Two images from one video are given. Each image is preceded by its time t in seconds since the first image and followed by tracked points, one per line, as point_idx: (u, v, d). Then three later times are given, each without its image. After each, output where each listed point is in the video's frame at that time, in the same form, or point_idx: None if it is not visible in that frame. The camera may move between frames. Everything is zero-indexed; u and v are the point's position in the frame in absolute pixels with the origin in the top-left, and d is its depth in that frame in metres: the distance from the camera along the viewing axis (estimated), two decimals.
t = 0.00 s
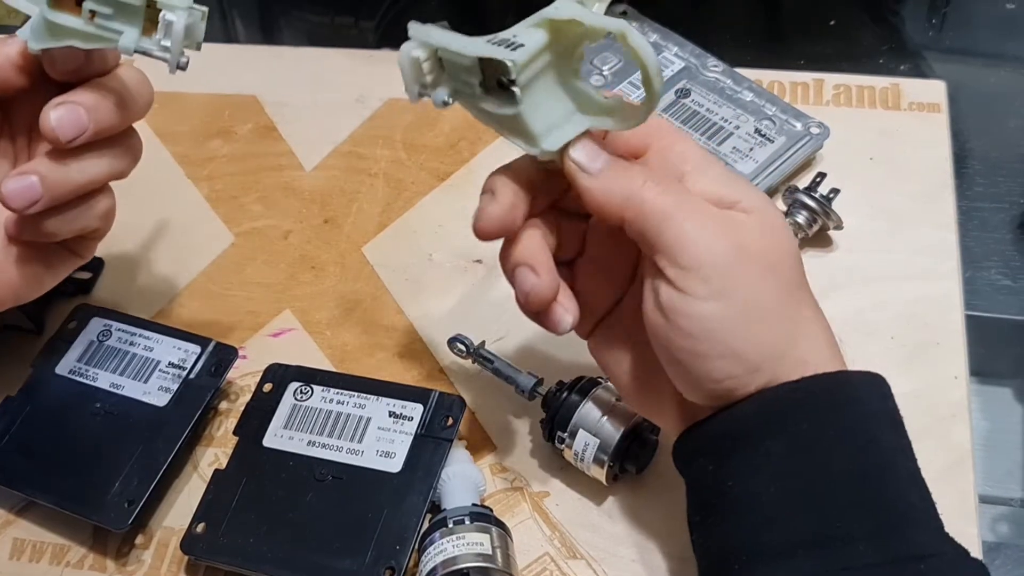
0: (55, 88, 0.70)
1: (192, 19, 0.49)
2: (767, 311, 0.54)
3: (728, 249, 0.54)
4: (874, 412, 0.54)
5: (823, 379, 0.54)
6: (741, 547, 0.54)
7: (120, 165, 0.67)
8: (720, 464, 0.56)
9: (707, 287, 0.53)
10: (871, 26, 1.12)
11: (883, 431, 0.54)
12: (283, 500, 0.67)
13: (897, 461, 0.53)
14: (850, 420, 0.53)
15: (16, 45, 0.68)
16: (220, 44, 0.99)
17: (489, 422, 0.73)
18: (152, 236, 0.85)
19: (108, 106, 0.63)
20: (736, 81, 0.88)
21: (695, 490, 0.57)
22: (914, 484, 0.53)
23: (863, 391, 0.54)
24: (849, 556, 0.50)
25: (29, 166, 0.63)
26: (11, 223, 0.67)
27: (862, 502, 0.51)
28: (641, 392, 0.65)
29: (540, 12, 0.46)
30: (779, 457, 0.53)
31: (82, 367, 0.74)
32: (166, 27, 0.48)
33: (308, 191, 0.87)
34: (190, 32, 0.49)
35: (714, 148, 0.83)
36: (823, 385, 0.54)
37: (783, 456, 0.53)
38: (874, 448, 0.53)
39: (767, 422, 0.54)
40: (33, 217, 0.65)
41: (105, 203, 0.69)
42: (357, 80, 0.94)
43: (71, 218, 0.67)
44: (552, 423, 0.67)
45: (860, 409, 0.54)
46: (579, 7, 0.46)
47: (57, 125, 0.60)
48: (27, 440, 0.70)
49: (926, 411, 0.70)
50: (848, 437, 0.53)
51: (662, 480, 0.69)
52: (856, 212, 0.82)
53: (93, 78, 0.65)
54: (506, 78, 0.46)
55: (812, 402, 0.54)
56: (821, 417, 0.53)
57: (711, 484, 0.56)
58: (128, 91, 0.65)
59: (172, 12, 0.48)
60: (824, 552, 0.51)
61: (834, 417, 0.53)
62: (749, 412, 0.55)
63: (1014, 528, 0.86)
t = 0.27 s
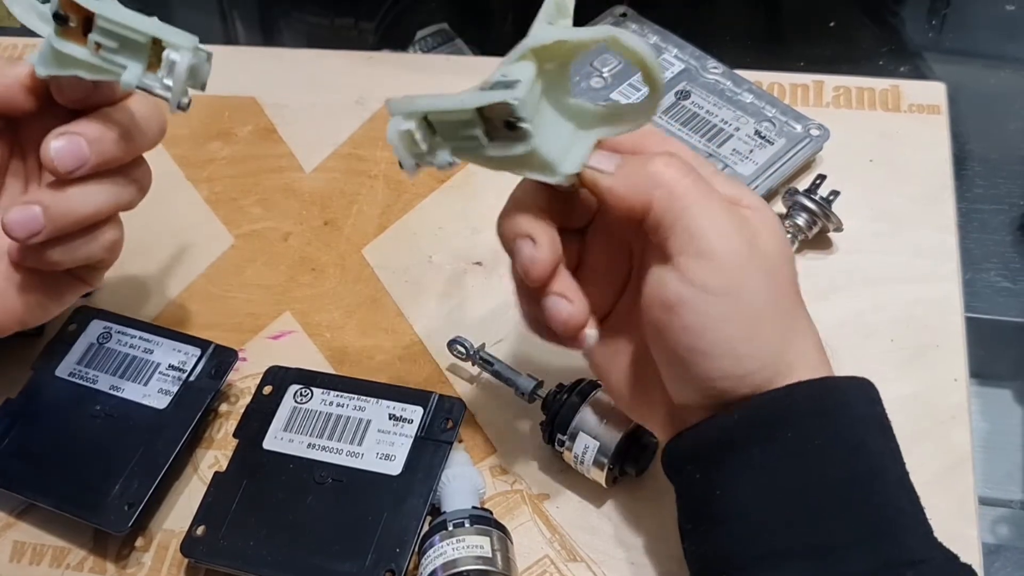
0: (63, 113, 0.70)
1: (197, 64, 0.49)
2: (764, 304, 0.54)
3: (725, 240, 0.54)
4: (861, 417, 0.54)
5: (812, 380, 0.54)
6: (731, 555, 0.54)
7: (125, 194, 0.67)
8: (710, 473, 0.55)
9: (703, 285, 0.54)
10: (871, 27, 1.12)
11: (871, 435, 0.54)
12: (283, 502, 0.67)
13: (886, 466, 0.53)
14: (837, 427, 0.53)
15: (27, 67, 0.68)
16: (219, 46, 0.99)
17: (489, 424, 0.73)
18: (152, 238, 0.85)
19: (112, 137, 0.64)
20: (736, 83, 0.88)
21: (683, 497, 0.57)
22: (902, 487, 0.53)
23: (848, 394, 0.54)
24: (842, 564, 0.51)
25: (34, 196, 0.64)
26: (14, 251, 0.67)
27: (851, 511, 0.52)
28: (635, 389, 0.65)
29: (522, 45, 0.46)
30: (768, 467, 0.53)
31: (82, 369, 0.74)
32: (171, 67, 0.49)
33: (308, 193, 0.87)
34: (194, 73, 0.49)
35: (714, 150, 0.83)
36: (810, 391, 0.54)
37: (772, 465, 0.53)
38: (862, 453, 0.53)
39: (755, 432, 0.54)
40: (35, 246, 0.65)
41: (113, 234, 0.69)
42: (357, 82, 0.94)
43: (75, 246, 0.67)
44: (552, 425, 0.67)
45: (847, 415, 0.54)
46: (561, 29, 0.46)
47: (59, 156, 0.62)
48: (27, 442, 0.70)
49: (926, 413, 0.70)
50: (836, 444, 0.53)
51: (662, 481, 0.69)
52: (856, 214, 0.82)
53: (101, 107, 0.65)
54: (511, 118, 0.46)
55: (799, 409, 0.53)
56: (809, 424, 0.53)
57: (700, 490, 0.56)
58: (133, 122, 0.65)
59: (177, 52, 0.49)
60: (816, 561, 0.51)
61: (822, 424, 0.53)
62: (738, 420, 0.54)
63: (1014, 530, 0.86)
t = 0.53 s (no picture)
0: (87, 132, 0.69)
1: (244, 113, 0.55)
2: (688, 375, 0.54)
3: (649, 305, 0.56)
4: (807, 432, 0.52)
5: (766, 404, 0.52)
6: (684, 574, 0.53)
7: (147, 221, 0.68)
8: (668, 500, 0.54)
9: (616, 340, 0.56)
10: (871, 27, 1.12)
11: (821, 450, 0.52)
12: (283, 504, 0.67)
13: (840, 479, 0.52)
14: (779, 446, 0.52)
15: (56, 89, 0.67)
16: (220, 47, 0.99)
17: (489, 426, 0.73)
18: (152, 239, 0.85)
19: (138, 164, 0.64)
20: (736, 84, 0.88)
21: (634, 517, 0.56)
22: (851, 506, 0.51)
23: (794, 408, 0.53)
24: None
25: (58, 220, 0.64)
26: (34, 272, 0.68)
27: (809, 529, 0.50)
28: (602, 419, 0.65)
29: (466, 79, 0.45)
30: (722, 492, 0.52)
31: (82, 371, 0.74)
32: (220, 113, 0.54)
33: (308, 194, 0.87)
34: (238, 118, 0.55)
35: (714, 151, 0.83)
36: (752, 413, 0.52)
37: (726, 490, 0.52)
38: (815, 469, 0.51)
39: (703, 457, 0.52)
40: (58, 271, 0.67)
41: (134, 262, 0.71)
42: (357, 83, 0.94)
43: (97, 271, 0.69)
44: (552, 427, 0.67)
45: (789, 433, 0.52)
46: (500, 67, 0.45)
47: (82, 181, 0.62)
48: (27, 444, 0.70)
49: (925, 415, 0.70)
50: (786, 463, 0.51)
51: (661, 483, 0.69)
52: (856, 215, 0.82)
53: (127, 132, 0.65)
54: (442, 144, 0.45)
55: (743, 433, 0.52)
56: (751, 445, 0.52)
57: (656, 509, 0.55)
58: (156, 149, 0.66)
59: (228, 96, 0.54)
60: None
61: (763, 444, 0.52)
62: (673, 442, 0.53)
63: (1014, 531, 0.87)
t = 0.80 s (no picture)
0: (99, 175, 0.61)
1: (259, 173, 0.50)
2: (663, 382, 0.55)
3: (618, 310, 0.58)
4: (789, 444, 0.52)
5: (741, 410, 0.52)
6: None
7: (150, 272, 0.61)
8: (652, 512, 0.54)
9: (595, 350, 0.57)
10: (871, 31, 1.12)
11: (803, 462, 0.51)
12: (284, 509, 0.67)
13: (823, 492, 0.51)
14: (757, 456, 0.51)
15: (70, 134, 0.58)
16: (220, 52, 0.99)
17: (490, 430, 0.73)
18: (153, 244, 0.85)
19: (144, 213, 0.57)
20: (736, 89, 0.88)
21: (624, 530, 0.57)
22: (832, 515, 0.50)
23: (774, 418, 0.52)
24: None
25: (52, 265, 0.57)
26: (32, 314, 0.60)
27: (790, 541, 0.50)
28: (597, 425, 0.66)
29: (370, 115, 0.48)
30: (703, 508, 0.52)
31: (83, 376, 0.74)
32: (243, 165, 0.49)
33: (309, 199, 0.87)
34: (260, 168, 0.49)
35: (714, 156, 0.83)
36: (729, 423, 0.52)
37: (706, 507, 0.51)
38: (795, 483, 0.51)
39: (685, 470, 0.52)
40: (55, 315, 0.59)
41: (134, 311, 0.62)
42: (357, 88, 0.94)
43: (92, 320, 0.60)
44: (552, 432, 0.67)
45: (767, 443, 0.52)
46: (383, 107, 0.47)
47: (82, 231, 0.55)
48: (27, 449, 0.71)
49: (925, 420, 0.70)
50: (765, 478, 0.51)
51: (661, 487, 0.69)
52: (856, 220, 0.82)
53: (139, 177, 0.57)
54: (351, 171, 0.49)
55: (719, 443, 0.52)
56: (727, 456, 0.52)
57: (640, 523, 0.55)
58: (168, 193, 0.58)
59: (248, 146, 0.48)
60: None
61: (739, 455, 0.51)
62: (654, 452, 0.53)
63: (1014, 535, 0.87)
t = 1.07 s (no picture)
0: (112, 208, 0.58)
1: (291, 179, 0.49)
2: (624, 388, 0.51)
3: (571, 318, 0.53)
4: (799, 459, 0.50)
5: (747, 428, 0.50)
6: None
7: (151, 302, 0.59)
8: (648, 527, 0.52)
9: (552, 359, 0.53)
10: (872, 35, 1.12)
11: (811, 479, 0.50)
12: (285, 514, 0.67)
13: (827, 509, 0.49)
14: (760, 476, 0.49)
15: (78, 170, 0.55)
16: (221, 56, 0.99)
17: (491, 435, 0.73)
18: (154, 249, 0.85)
19: (148, 242, 0.56)
20: (736, 93, 0.88)
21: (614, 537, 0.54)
22: (833, 535, 0.49)
23: (774, 435, 0.50)
24: None
25: (50, 294, 0.55)
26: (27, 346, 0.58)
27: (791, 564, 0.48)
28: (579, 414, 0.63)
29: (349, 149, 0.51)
30: (704, 522, 0.49)
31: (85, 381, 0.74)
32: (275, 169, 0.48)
33: (310, 204, 0.87)
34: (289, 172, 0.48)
35: (715, 160, 0.83)
36: (733, 443, 0.49)
37: (708, 521, 0.49)
38: (800, 499, 0.49)
39: (691, 482, 0.49)
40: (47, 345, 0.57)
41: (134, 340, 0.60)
42: (358, 92, 0.94)
43: (92, 354, 0.58)
44: (553, 438, 0.67)
45: (769, 462, 0.49)
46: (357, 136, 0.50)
47: (85, 260, 0.53)
48: (29, 454, 0.71)
49: (926, 424, 0.70)
50: (772, 494, 0.49)
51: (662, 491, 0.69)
52: (857, 224, 0.82)
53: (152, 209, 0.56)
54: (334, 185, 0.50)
55: (721, 464, 0.49)
56: (730, 476, 0.49)
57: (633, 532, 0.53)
58: (174, 223, 0.57)
59: (278, 147, 0.47)
60: None
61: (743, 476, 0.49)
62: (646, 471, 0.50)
63: (1014, 538, 0.87)
